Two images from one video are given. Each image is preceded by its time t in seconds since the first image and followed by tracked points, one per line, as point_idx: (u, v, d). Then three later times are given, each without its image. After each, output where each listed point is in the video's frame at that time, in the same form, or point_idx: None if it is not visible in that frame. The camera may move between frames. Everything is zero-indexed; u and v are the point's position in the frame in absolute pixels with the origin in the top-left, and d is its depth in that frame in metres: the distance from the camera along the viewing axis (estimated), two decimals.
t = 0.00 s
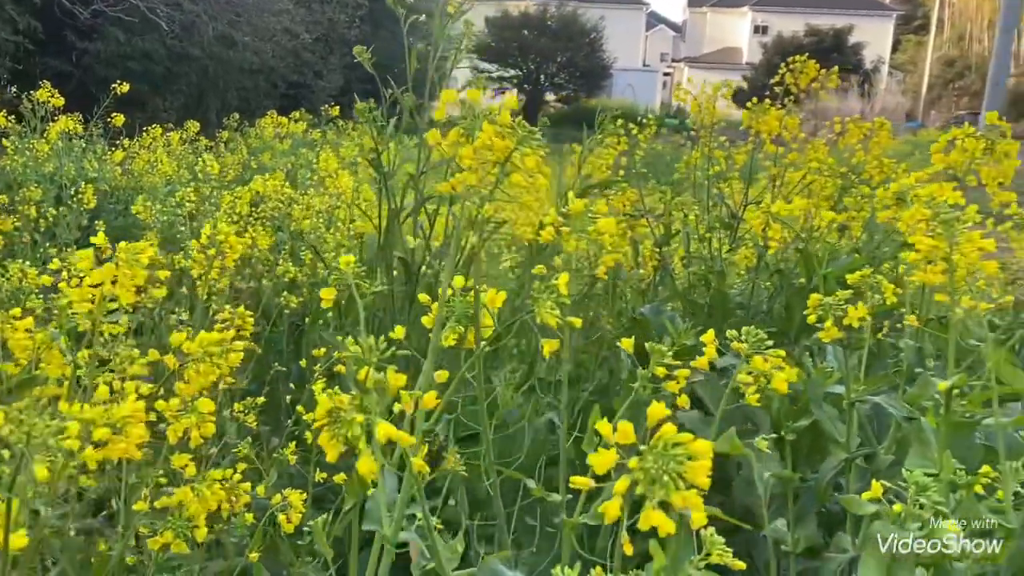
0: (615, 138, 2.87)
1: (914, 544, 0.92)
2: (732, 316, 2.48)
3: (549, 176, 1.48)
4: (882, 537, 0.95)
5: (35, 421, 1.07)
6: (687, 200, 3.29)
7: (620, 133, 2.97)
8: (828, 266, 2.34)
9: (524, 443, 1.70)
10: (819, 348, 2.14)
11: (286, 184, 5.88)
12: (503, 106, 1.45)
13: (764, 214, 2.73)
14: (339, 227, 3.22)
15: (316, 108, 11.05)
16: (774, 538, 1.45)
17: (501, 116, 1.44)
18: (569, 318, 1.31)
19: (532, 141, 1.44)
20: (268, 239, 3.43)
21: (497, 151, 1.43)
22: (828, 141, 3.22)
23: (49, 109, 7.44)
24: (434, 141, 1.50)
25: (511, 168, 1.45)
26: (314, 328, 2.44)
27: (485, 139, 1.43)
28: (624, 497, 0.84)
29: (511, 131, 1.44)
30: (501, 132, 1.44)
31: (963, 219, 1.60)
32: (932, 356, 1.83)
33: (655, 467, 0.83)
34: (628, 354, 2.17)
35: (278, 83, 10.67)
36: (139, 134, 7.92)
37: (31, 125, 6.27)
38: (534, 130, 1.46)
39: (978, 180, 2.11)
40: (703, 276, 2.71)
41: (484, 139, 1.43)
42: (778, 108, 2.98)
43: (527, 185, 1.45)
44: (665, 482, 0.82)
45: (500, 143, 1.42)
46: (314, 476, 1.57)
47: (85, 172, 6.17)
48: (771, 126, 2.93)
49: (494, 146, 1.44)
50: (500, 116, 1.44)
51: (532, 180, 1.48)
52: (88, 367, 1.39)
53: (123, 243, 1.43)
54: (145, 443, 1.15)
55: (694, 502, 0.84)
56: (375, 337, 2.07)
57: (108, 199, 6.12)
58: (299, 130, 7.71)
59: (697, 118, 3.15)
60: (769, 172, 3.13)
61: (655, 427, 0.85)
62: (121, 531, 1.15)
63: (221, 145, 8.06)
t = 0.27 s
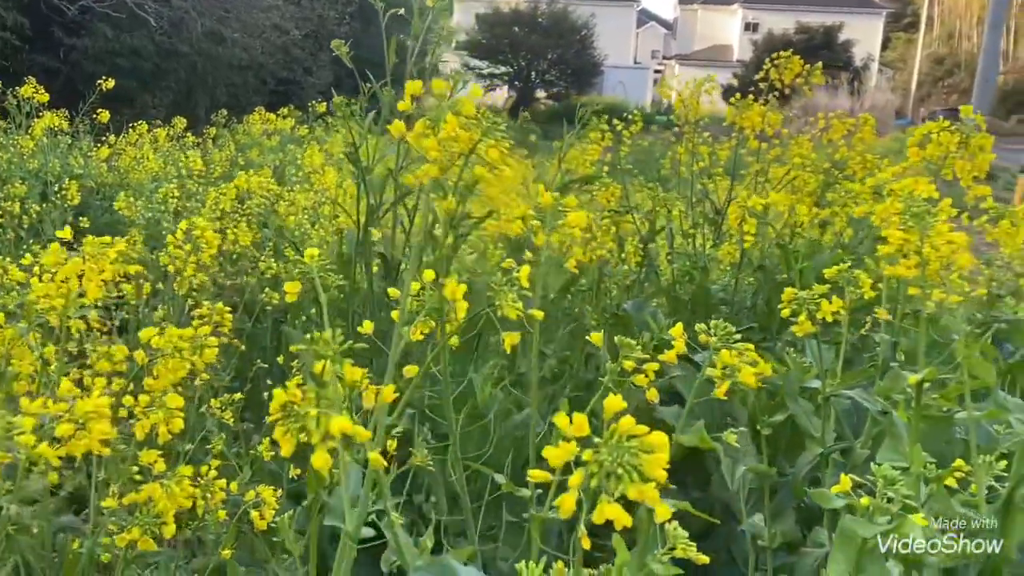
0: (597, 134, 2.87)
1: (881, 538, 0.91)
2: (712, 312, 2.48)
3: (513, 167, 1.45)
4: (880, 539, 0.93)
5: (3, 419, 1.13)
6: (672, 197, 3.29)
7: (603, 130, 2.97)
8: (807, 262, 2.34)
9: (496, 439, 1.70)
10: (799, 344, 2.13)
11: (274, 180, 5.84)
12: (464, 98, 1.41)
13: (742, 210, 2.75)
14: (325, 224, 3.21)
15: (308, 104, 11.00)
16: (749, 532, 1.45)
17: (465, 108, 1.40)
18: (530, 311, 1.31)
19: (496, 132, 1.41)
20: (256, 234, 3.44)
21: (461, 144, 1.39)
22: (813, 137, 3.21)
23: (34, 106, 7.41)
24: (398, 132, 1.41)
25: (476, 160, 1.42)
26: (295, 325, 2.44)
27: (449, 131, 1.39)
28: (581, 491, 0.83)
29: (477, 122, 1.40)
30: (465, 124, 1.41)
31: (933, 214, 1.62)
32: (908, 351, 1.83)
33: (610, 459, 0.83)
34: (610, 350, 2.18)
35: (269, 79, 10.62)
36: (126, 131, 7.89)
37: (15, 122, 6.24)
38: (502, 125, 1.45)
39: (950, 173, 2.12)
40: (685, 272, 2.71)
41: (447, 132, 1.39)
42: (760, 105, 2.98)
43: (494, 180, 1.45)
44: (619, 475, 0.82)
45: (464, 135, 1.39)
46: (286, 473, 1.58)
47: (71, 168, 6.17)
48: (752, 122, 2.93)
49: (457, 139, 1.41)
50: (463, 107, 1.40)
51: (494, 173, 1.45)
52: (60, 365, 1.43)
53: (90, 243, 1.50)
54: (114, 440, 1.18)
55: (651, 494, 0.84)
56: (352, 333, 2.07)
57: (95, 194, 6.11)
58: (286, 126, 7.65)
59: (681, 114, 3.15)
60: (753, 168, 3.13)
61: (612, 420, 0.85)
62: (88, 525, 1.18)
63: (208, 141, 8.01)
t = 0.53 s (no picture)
0: (586, 130, 2.86)
1: (859, 534, 0.91)
2: (701, 306, 2.47)
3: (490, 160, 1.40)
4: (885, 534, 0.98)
5: None
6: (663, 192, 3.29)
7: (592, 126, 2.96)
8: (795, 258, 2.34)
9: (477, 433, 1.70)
10: (786, 339, 2.13)
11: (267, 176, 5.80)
12: (440, 87, 1.34)
13: (725, 203, 2.78)
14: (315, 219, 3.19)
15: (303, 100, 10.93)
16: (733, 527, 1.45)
17: (441, 98, 1.34)
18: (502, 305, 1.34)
19: (472, 123, 1.36)
20: (246, 229, 3.43)
21: (436, 138, 1.33)
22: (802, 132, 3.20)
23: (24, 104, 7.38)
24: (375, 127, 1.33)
25: (452, 152, 1.37)
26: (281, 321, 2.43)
27: (422, 124, 1.32)
28: (549, 482, 0.85)
29: (453, 114, 1.35)
30: (441, 116, 1.34)
31: (914, 206, 1.61)
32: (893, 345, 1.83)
33: (580, 451, 0.83)
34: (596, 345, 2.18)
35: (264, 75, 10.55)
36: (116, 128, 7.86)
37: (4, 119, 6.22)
38: (478, 117, 1.41)
39: (933, 166, 2.17)
40: (675, 268, 2.70)
41: (420, 125, 1.32)
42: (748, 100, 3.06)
43: (470, 172, 1.41)
44: (589, 465, 0.83)
45: (439, 128, 1.32)
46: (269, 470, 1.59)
47: (61, 167, 6.15)
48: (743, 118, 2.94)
49: (432, 131, 1.34)
50: (439, 98, 1.33)
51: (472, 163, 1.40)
52: (39, 362, 1.44)
53: (64, 237, 1.50)
54: (90, 433, 1.21)
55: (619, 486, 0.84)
56: (338, 329, 2.06)
57: (85, 192, 6.10)
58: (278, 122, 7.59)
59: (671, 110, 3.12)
60: (744, 164, 3.12)
61: (581, 412, 0.85)
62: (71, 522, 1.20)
63: (199, 137, 7.96)
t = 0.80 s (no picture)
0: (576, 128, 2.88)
1: (839, 530, 0.91)
2: (691, 304, 2.47)
3: (469, 157, 1.37)
4: (883, 538, 1.04)
5: None
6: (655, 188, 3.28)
7: (582, 123, 2.97)
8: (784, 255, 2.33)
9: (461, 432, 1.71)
10: (775, 335, 2.12)
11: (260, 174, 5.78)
12: (419, 83, 1.32)
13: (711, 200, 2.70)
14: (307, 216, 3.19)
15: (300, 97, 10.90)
16: (721, 525, 1.44)
17: (418, 95, 1.31)
18: (479, 304, 1.35)
19: (450, 120, 1.34)
20: (239, 226, 3.42)
21: (413, 135, 1.31)
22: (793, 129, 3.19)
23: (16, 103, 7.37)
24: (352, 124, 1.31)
25: (430, 150, 1.35)
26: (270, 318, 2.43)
27: (399, 121, 1.30)
28: (521, 479, 0.84)
29: (430, 111, 1.33)
30: (418, 114, 1.32)
31: (894, 204, 1.67)
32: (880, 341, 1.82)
33: (552, 449, 0.83)
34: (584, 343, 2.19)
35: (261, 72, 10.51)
36: (109, 127, 7.85)
37: None
38: (456, 113, 1.39)
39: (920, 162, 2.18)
40: (666, 266, 2.70)
41: (397, 122, 1.30)
42: (736, 97, 3.01)
43: (449, 170, 1.38)
44: (561, 464, 0.82)
45: (415, 126, 1.30)
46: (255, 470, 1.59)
47: (53, 165, 6.14)
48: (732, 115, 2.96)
49: (409, 128, 1.32)
50: (416, 94, 1.31)
51: (451, 161, 1.37)
52: (21, 361, 1.45)
53: (43, 235, 1.49)
54: (69, 432, 1.21)
55: (590, 483, 0.83)
56: (325, 328, 2.05)
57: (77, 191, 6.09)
58: (271, 121, 7.56)
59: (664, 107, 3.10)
60: (736, 161, 3.11)
61: (553, 408, 0.85)
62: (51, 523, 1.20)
63: (192, 135, 7.94)
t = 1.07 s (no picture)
0: (569, 127, 2.91)
1: (821, 527, 0.91)
2: (682, 301, 2.47)
3: (447, 154, 1.38)
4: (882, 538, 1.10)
5: None
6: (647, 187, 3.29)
7: (574, 122, 2.98)
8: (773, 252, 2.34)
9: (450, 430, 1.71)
10: (764, 332, 2.13)
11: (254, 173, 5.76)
12: (397, 81, 1.33)
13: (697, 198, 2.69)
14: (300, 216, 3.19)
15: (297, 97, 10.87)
16: (708, 522, 1.44)
17: (396, 92, 1.33)
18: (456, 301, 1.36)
19: (428, 117, 1.35)
20: (232, 226, 3.42)
21: (391, 132, 1.33)
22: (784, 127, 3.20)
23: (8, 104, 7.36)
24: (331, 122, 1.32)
25: (408, 147, 1.36)
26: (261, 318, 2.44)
27: (376, 119, 1.32)
28: (493, 477, 0.84)
29: (408, 108, 1.34)
30: (396, 111, 1.33)
31: (878, 200, 1.71)
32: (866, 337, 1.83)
33: (524, 446, 0.83)
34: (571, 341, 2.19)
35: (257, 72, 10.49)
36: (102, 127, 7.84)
37: None
38: (434, 111, 1.40)
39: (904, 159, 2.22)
40: (657, 264, 2.70)
41: (374, 119, 1.32)
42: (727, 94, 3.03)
43: (427, 166, 1.39)
44: (533, 460, 0.82)
45: (392, 123, 1.31)
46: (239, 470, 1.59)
47: (45, 166, 6.12)
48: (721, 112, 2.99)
49: (387, 125, 1.33)
50: (394, 92, 1.32)
51: (431, 159, 1.39)
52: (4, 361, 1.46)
53: (24, 235, 1.50)
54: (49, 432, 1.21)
55: (564, 480, 0.84)
56: (313, 327, 2.06)
57: (69, 191, 6.07)
58: (265, 119, 7.54)
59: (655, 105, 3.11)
60: (726, 159, 3.12)
61: (525, 407, 0.85)
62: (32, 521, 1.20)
63: (186, 135, 7.92)
